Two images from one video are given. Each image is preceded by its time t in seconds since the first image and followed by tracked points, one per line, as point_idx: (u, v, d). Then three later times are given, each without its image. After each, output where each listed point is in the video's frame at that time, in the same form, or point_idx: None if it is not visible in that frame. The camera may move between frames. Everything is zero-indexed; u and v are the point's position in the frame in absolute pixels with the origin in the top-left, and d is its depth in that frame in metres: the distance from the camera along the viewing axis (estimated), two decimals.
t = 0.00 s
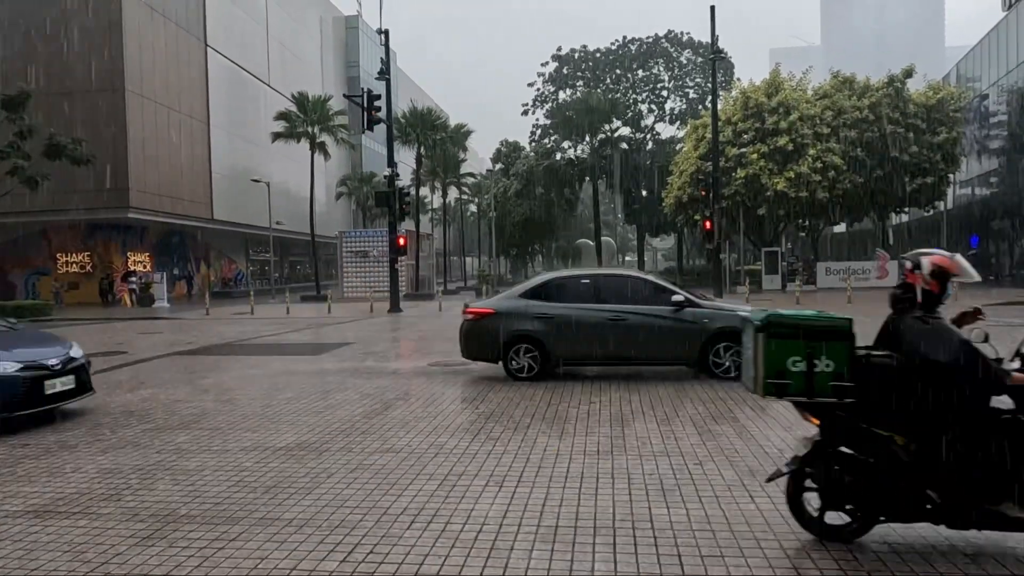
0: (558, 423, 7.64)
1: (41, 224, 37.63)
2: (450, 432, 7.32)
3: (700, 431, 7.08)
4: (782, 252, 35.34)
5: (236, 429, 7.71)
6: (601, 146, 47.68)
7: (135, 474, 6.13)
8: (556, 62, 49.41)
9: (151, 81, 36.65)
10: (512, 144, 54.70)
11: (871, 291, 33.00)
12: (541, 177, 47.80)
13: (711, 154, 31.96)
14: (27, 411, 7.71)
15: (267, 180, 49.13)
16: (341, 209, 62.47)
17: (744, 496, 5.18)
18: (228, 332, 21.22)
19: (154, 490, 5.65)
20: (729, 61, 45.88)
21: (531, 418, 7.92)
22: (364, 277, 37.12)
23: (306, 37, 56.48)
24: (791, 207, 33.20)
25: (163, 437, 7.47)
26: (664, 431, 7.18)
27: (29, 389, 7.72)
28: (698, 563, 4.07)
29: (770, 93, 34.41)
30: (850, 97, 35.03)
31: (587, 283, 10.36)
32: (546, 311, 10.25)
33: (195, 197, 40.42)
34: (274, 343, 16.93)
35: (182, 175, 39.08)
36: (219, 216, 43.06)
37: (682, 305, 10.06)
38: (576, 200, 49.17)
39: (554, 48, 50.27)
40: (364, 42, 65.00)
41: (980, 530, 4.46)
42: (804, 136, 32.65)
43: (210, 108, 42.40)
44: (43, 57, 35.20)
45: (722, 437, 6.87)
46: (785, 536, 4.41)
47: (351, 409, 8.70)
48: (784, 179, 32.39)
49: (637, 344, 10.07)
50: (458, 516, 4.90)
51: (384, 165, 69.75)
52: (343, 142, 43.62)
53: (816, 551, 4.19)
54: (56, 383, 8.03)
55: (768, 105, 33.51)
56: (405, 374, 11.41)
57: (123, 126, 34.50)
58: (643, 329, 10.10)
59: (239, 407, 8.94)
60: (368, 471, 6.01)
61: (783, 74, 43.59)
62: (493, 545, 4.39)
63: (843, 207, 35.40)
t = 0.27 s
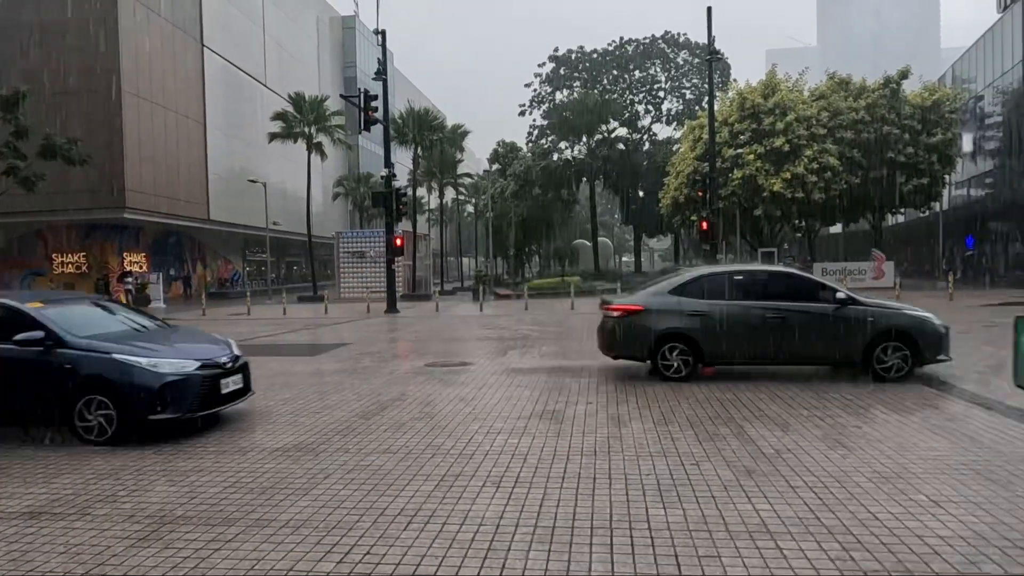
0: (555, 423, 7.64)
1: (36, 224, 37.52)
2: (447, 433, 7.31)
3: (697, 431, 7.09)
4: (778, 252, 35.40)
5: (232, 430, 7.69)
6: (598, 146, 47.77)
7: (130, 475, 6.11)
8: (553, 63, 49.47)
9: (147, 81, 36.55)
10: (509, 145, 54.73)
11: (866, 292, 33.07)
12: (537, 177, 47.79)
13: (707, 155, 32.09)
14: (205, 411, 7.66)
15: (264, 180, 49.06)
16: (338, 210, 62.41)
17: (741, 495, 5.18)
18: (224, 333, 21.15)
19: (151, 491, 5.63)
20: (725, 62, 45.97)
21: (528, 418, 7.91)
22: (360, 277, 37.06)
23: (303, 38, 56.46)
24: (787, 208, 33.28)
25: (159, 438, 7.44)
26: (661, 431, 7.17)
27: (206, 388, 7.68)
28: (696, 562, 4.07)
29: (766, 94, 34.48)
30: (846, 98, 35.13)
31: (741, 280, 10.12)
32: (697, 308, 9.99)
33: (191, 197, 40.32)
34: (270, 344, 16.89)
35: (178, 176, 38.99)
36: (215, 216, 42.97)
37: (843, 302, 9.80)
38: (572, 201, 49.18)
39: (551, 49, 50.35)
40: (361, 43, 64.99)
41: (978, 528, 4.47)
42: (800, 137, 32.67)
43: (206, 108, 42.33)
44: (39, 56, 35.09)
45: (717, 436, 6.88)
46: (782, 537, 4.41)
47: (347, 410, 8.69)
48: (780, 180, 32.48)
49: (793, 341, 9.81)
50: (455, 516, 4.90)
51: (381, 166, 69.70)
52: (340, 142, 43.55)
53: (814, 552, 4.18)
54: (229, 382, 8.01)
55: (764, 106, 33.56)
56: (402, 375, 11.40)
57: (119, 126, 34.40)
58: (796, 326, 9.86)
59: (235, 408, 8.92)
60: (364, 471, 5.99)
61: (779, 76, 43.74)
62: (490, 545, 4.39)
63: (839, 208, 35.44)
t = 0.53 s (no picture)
0: (552, 423, 7.65)
1: (32, 224, 37.40)
2: (445, 434, 7.31)
3: (694, 432, 7.10)
4: (775, 253, 35.43)
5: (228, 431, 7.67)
6: (595, 147, 47.80)
7: (127, 476, 6.09)
8: (550, 64, 49.56)
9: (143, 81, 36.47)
10: (506, 145, 54.74)
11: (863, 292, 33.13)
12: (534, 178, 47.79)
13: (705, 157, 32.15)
14: (403, 412, 7.15)
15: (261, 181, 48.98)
16: (335, 210, 62.32)
17: (738, 496, 5.19)
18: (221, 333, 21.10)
19: (147, 492, 5.62)
20: (722, 63, 46.06)
21: (526, 418, 7.92)
22: (357, 278, 37.02)
23: (300, 38, 56.41)
24: (784, 208, 33.34)
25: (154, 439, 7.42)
26: (659, 431, 7.18)
27: (404, 388, 7.16)
28: (693, 562, 4.07)
29: (763, 95, 34.55)
30: (842, 100, 35.21)
31: (904, 277, 9.87)
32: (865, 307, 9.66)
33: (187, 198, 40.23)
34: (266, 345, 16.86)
35: (174, 176, 38.90)
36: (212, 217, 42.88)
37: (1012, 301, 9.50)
38: (570, 202, 49.19)
39: (548, 50, 50.41)
40: (358, 43, 64.95)
41: (973, 527, 4.49)
42: (797, 137, 32.73)
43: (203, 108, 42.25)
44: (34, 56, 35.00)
45: (714, 437, 6.89)
46: (779, 537, 4.42)
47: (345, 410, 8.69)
48: (777, 180, 32.53)
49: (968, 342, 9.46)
50: (452, 517, 4.89)
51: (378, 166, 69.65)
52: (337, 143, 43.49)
53: (810, 552, 4.19)
54: (417, 382, 7.50)
55: (761, 107, 33.62)
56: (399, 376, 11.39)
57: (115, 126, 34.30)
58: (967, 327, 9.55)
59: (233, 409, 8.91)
60: (362, 472, 5.99)
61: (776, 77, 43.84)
62: (487, 545, 4.39)
63: (836, 209, 35.48)
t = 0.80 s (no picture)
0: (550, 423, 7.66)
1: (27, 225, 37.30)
2: (442, 434, 7.31)
3: (690, 432, 7.11)
4: (771, 254, 35.48)
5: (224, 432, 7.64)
6: (592, 148, 47.80)
7: (124, 477, 6.09)
8: (547, 64, 49.58)
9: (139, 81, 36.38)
10: (503, 146, 54.74)
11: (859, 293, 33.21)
12: (531, 179, 47.80)
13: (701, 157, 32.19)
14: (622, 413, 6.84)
15: (257, 181, 48.89)
16: (331, 210, 62.24)
17: (734, 496, 5.21)
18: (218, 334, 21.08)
19: (144, 492, 5.62)
20: (718, 64, 46.11)
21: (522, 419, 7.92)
22: (354, 278, 36.99)
23: (296, 38, 56.34)
24: (780, 209, 33.39)
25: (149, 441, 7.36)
26: (654, 432, 7.19)
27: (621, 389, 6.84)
28: (689, 563, 4.07)
29: (759, 96, 34.60)
30: (839, 101, 35.27)
31: None
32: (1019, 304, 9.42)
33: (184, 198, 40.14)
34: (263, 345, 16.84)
35: (171, 176, 38.82)
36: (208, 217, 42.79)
37: None
38: (566, 202, 49.18)
39: (546, 51, 50.41)
40: (355, 44, 64.92)
41: (966, 526, 4.52)
42: (793, 138, 32.82)
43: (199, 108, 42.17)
44: (30, 56, 34.92)
45: (711, 438, 6.91)
46: (774, 537, 4.43)
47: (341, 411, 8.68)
48: (774, 181, 32.59)
49: None
50: (448, 517, 4.90)
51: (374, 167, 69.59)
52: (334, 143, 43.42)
53: (805, 552, 4.20)
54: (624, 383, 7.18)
55: (757, 108, 33.65)
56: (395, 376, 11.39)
57: (111, 127, 34.21)
58: None
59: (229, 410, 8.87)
60: (359, 473, 5.99)
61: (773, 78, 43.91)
62: (484, 546, 4.40)
63: (833, 210, 35.51)
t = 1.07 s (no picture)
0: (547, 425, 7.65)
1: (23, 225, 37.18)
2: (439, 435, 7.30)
3: (688, 434, 7.11)
4: (768, 255, 35.55)
5: (221, 434, 7.61)
6: (589, 149, 47.83)
7: (121, 477, 6.07)
8: (545, 65, 49.63)
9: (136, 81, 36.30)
10: (500, 146, 54.76)
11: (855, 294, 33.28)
12: (528, 180, 47.82)
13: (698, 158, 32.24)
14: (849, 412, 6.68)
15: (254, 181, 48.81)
16: (328, 211, 62.16)
17: (732, 496, 5.20)
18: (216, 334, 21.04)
19: (140, 493, 5.61)
20: (715, 65, 46.20)
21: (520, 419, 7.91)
22: (351, 279, 36.95)
23: (293, 39, 56.29)
24: (777, 210, 33.48)
25: (145, 442, 7.34)
26: (652, 433, 7.18)
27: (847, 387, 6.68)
28: (688, 564, 4.07)
29: (756, 97, 34.69)
30: (835, 102, 35.39)
31: None
32: None
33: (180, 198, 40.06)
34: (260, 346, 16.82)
35: (167, 176, 38.72)
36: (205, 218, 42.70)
37: None
38: (564, 203, 49.20)
39: (543, 51, 50.45)
40: (352, 44, 64.89)
41: (962, 526, 4.53)
42: (790, 139, 32.93)
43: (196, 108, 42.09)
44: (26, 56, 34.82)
45: (708, 439, 6.91)
46: (772, 537, 4.43)
47: (338, 412, 8.66)
48: (771, 182, 32.69)
49: None
50: (445, 518, 4.90)
51: (372, 167, 69.55)
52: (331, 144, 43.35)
53: (803, 552, 4.21)
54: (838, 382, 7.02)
55: (754, 109, 33.74)
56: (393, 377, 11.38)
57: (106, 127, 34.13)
58: None
59: (226, 411, 8.84)
60: (357, 474, 5.98)
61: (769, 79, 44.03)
62: (481, 547, 4.40)
63: (830, 211, 35.59)
